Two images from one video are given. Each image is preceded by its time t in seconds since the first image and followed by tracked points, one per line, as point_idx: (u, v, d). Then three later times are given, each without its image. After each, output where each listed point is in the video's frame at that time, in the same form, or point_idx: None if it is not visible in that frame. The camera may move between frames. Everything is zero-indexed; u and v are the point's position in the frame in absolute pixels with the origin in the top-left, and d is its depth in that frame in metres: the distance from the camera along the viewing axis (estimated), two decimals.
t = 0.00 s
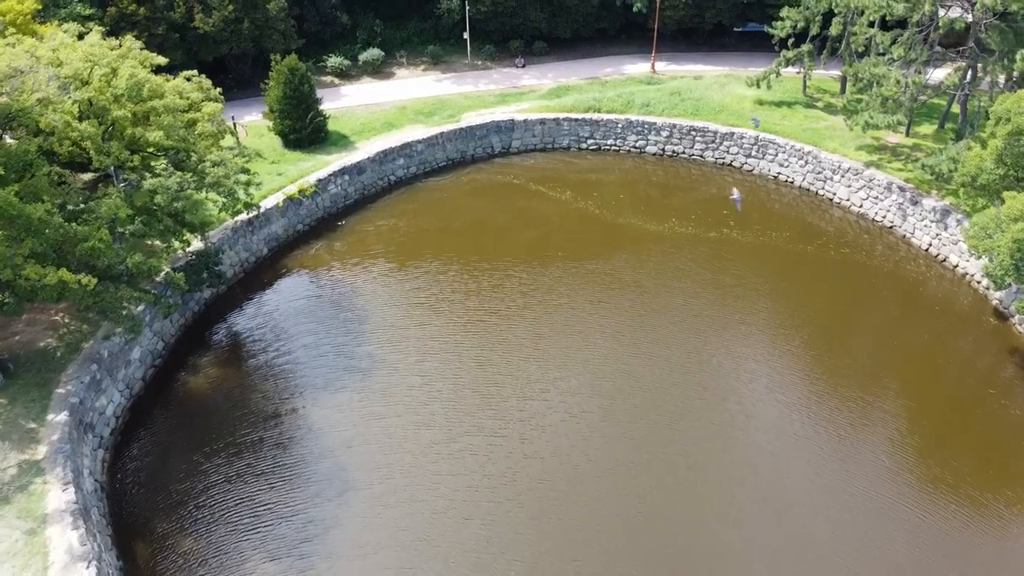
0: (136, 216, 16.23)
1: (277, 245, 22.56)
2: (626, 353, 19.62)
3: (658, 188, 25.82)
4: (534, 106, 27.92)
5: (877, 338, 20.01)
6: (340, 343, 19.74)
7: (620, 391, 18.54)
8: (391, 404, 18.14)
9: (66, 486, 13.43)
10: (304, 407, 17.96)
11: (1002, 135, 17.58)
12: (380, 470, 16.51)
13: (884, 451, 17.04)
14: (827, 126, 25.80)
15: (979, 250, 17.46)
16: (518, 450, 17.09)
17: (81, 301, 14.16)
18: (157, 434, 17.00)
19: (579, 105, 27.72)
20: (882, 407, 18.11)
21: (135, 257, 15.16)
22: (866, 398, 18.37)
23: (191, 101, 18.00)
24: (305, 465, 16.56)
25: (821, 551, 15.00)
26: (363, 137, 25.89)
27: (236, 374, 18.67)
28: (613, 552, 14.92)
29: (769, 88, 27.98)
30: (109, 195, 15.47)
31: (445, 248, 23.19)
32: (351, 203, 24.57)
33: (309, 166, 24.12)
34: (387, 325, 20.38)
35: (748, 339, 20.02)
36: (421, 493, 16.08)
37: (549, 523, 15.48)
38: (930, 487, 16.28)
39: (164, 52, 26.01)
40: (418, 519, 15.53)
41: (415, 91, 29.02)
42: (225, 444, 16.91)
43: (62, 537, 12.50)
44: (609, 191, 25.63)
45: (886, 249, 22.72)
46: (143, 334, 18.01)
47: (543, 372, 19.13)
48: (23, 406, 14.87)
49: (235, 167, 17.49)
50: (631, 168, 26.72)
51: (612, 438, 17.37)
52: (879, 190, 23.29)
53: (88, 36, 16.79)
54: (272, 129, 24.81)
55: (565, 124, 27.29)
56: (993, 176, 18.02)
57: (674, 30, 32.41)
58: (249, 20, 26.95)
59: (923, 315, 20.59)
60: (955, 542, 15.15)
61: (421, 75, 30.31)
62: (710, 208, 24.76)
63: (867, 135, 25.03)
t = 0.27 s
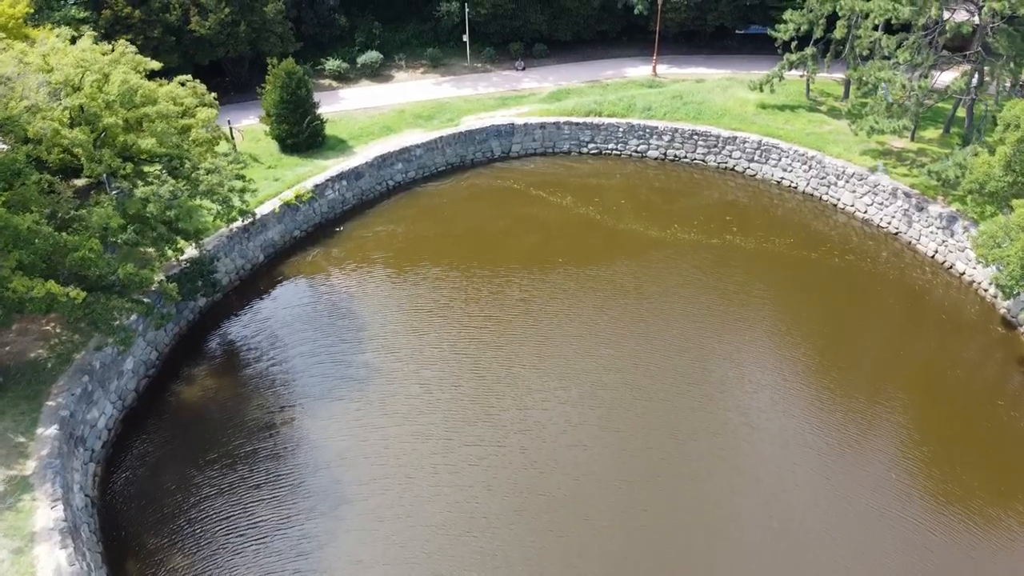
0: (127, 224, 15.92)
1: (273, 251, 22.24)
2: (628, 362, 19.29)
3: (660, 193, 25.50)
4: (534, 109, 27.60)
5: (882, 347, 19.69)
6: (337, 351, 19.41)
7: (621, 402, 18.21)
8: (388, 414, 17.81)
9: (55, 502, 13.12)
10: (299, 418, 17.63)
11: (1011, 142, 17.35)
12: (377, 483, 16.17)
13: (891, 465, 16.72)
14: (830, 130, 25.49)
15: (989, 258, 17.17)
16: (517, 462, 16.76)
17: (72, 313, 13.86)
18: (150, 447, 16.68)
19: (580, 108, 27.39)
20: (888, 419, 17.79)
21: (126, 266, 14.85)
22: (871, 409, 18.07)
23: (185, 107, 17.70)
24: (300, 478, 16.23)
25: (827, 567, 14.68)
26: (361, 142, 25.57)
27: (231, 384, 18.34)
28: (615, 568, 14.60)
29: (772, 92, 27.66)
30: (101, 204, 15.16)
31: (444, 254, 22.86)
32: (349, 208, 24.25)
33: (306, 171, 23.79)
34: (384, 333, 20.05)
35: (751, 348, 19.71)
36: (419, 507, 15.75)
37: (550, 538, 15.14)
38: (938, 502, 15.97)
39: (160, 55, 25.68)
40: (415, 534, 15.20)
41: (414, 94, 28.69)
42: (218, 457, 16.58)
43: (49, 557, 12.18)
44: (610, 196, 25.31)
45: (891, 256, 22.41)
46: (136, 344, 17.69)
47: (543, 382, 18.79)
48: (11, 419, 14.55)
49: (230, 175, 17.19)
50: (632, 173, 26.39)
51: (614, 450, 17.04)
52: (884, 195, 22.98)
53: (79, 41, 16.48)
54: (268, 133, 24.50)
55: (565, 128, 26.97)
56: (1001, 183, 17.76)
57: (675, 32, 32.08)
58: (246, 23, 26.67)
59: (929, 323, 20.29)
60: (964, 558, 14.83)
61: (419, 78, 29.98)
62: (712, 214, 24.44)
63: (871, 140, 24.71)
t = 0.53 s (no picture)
0: (120, 233, 15.61)
1: (270, 258, 21.94)
2: (630, 371, 18.98)
3: (662, 198, 25.19)
4: (534, 113, 27.29)
5: (888, 356, 19.38)
6: (334, 360, 19.11)
7: (623, 412, 17.90)
8: (385, 424, 17.49)
9: (43, 519, 12.81)
10: (295, 428, 17.31)
11: (1021, 148, 17.07)
12: (373, 496, 15.86)
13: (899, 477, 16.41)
14: (834, 134, 25.19)
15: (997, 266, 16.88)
16: (517, 474, 16.44)
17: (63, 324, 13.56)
18: (143, 459, 16.37)
19: (581, 112, 27.09)
20: (895, 430, 17.48)
21: (118, 277, 14.55)
22: (878, 420, 17.75)
23: (179, 113, 17.41)
24: (296, 491, 15.91)
25: None
26: (359, 146, 25.27)
27: (225, 394, 18.02)
28: None
29: (775, 96, 27.36)
30: (92, 212, 14.86)
31: (443, 260, 22.56)
32: (347, 214, 23.94)
33: (303, 176, 23.49)
34: (382, 341, 19.74)
35: (755, 357, 19.40)
36: (417, 520, 15.44)
37: (550, 553, 14.83)
38: (946, 515, 15.66)
39: (156, 58, 25.36)
40: (413, 549, 14.88)
41: (413, 98, 28.40)
42: (212, 469, 16.27)
43: None
44: (611, 202, 25.00)
45: (896, 263, 22.11)
46: (128, 354, 17.39)
47: (543, 391, 18.48)
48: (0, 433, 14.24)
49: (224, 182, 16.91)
50: (633, 178, 26.09)
51: (616, 462, 16.72)
52: (889, 201, 22.68)
53: (71, 45, 16.19)
54: (265, 138, 24.19)
55: (566, 132, 26.67)
56: (1010, 190, 17.48)
57: (677, 35, 31.79)
58: (242, 26, 26.31)
59: (936, 331, 20.00)
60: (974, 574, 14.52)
61: (418, 81, 29.68)
62: (715, 219, 24.13)
63: (875, 144, 24.42)
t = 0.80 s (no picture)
0: (111, 241, 15.30)
1: (266, 265, 21.63)
2: (631, 380, 18.68)
3: (663, 203, 24.89)
4: (534, 116, 26.99)
5: (893, 365, 19.07)
6: (331, 368, 18.80)
7: (625, 421, 17.58)
8: (382, 435, 17.16)
9: (32, 536, 12.51)
10: (290, 439, 16.99)
11: None
12: (370, 509, 15.54)
13: (906, 490, 16.10)
14: (838, 138, 24.91)
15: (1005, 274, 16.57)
16: (517, 485, 16.13)
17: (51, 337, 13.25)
18: (135, 472, 16.07)
19: (581, 115, 26.79)
20: (901, 441, 17.18)
21: (108, 287, 14.25)
22: (884, 430, 17.44)
23: (173, 118, 17.13)
24: (291, 503, 15.60)
25: None
26: (357, 150, 24.96)
27: (220, 404, 17.71)
28: None
29: (778, 99, 27.06)
30: (83, 221, 14.56)
31: (442, 266, 22.26)
32: (344, 219, 23.64)
33: (300, 181, 23.19)
34: (379, 349, 19.43)
35: (759, 365, 19.10)
36: (414, 533, 15.12)
37: (550, 567, 14.51)
38: (954, 529, 15.35)
39: (151, 61, 25.07)
40: (410, 563, 14.56)
41: (411, 101, 28.09)
42: (206, 482, 15.96)
43: None
44: (612, 206, 24.70)
45: (901, 269, 21.81)
46: (121, 364, 17.09)
47: (544, 400, 18.17)
48: None
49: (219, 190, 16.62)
50: (634, 182, 25.79)
51: (617, 473, 16.41)
52: (893, 207, 22.38)
53: (63, 49, 15.89)
54: (262, 142, 23.89)
55: (566, 135, 26.37)
56: (1018, 197, 17.17)
57: (678, 37, 31.50)
58: (239, 28, 26.00)
59: (942, 339, 19.69)
60: None
61: (417, 84, 29.38)
62: (717, 225, 23.84)
63: (879, 148, 24.13)
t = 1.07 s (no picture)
0: (102, 249, 15.02)
1: (262, 271, 21.35)
2: (633, 388, 18.38)
3: (665, 207, 24.60)
4: (534, 119, 26.70)
5: (899, 374, 18.77)
6: (327, 376, 18.50)
7: (626, 430, 17.29)
8: (379, 444, 16.87)
9: (20, 553, 12.22)
10: (286, 449, 16.69)
11: None
12: (366, 521, 15.24)
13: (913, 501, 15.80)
14: (841, 142, 24.63)
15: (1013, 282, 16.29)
16: (516, 496, 15.83)
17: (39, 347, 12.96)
18: (127, 483, 15.78)
19: (582, 119, 26.51)
20: (907, 451, 16.88)
21: (99, 296, 13.97)
22: (890, 440, 17.14)
23: (166, 123, 16.87)
24: (285, 516, 15.30)
25: None
26: (355, 154, 24.68)
27: (214, 414, 17.42)
28: None
29: (780, 102, 26.78)
30: (73, 228, 14.27)
31: (440, 272, 21.97)
32: (342, 224, 23.35)
33: (297, 186, 22.90)
34: (377, 356, 19.13)
35: (762, 373, 18.81)
36: (412, 546, 14.82)
37: None
38: (962, 541, 15.05)
39: (147, 63, 24.79)
40: None
41: (410, 103, 27.80)
42: (199, 494, 15.67)
43: None
44: (613, 211, 24.41)
45: (906, 275, 21.52)
46: (113, 373, 16.80)
47: (544, 407, 17.88)
48: None
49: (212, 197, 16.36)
50: (635, 186, 25.51)
51: (619, 483, 16.11)
52: (898, 212, 22.10)
53: (54, 54, 15.60)
54: (259, 145, 23.61)
55: (566, 139, 26.08)
56: None
57: (680, 39, 31.22)
58: (236, 30, 25.72)
59: (948, 347, 19.40)
60: None
61: (416, 87, 29.10)
62: (719, 230, 23.55)
63: (883, 152, 23.85)
